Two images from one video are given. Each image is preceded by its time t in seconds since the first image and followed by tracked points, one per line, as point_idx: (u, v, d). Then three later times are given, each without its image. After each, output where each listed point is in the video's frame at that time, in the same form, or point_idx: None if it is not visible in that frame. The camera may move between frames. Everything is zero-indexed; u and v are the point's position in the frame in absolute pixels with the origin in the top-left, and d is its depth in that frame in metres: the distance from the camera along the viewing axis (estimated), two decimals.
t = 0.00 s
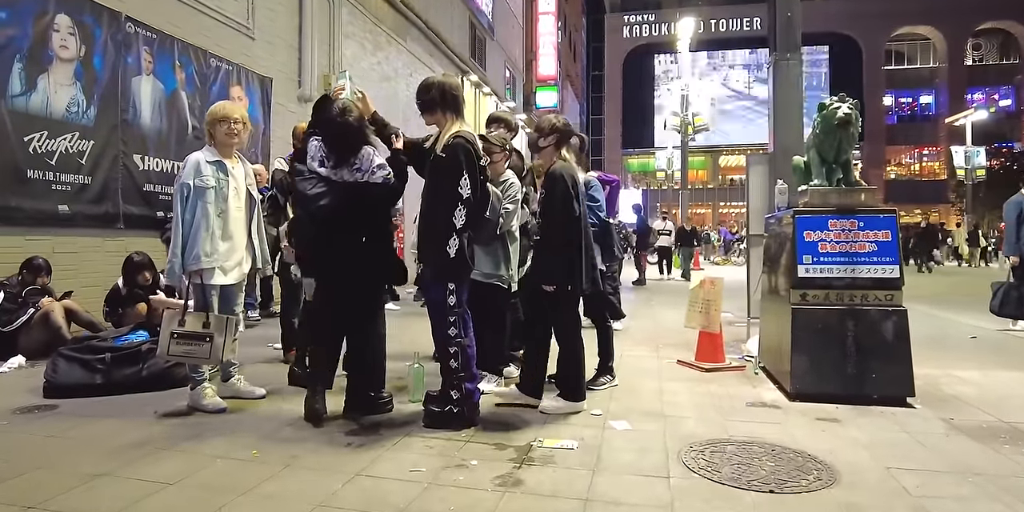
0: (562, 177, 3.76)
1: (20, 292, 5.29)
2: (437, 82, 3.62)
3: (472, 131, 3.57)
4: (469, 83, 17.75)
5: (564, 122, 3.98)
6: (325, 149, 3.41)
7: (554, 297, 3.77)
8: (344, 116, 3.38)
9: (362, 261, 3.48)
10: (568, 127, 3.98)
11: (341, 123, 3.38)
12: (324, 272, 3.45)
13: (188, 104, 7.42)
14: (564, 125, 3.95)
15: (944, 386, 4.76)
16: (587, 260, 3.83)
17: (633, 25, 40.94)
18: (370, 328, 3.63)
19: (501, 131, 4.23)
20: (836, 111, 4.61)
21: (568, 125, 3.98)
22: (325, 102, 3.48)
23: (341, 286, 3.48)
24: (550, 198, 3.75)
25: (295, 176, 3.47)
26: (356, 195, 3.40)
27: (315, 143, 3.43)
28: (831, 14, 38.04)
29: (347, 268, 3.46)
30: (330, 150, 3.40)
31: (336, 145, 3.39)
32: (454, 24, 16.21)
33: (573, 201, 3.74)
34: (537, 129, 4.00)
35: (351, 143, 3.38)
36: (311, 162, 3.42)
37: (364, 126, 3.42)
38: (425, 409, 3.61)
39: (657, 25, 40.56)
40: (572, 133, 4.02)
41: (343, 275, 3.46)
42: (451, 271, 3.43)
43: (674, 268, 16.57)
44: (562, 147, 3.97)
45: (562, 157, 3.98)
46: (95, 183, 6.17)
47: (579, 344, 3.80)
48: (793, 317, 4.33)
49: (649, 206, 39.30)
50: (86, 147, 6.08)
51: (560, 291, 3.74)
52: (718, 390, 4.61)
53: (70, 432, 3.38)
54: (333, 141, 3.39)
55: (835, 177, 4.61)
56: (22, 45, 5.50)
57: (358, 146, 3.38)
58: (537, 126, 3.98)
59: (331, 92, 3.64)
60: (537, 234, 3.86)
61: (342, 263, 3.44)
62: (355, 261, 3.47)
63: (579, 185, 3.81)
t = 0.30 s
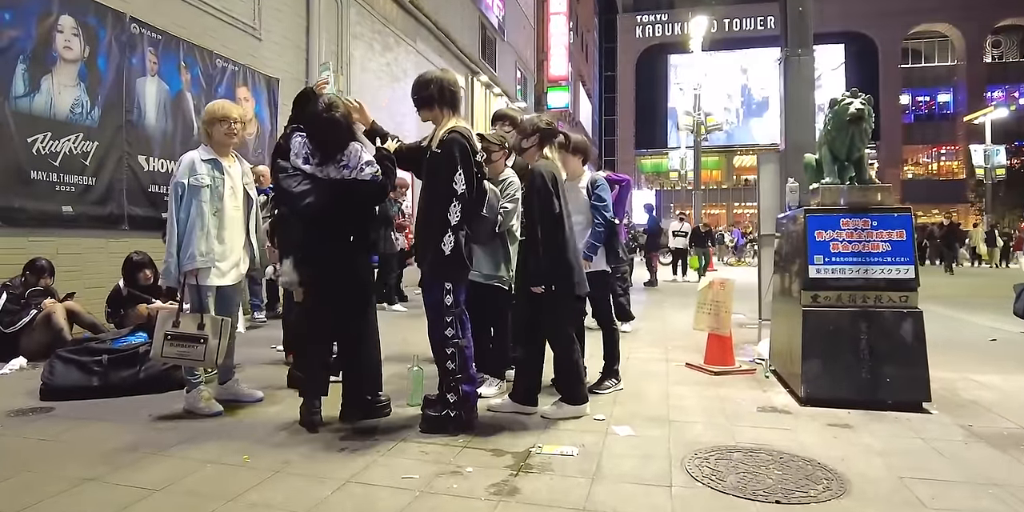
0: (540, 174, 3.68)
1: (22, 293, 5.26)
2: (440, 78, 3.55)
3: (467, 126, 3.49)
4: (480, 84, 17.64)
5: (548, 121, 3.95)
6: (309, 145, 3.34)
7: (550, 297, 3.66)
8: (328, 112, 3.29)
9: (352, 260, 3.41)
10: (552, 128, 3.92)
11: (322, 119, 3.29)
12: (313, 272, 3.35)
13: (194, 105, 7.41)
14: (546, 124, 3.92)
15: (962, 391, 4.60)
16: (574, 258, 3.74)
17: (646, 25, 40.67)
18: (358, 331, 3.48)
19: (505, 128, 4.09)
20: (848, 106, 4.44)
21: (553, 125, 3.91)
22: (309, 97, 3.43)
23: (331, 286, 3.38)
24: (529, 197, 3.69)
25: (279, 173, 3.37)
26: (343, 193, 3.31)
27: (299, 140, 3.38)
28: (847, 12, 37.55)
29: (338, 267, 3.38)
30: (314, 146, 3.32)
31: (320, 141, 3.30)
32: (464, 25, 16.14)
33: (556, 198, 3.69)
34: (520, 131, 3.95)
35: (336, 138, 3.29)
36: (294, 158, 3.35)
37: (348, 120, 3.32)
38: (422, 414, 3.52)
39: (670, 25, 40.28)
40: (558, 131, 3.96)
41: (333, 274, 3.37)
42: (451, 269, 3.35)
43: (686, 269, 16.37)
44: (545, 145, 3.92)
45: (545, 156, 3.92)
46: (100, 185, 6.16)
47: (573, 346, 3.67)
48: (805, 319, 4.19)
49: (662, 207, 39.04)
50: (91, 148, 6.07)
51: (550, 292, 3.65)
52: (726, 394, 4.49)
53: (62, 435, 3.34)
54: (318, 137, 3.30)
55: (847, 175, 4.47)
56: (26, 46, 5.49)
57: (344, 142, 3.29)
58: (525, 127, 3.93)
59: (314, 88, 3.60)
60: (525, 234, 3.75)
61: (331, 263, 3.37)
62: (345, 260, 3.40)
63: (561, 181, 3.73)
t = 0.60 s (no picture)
0: (524, 169, 3.58)
1: (30, 294, 5.27)
2: (443, 76, 3.47)
3: (464, 123, 3.41)
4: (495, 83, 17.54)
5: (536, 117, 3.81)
6: (290, 139, 3.28)
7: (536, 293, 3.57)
8: (311, 105, 3.25)
9: (338, 256, 3.34)
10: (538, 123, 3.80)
11: (304, 112, 3.24)
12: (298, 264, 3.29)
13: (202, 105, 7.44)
14: (533, 118, 3.78)
15: (984, 394, 4.41)
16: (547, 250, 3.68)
17: (665, 22, 40.26)
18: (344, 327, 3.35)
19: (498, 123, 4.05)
20: (861, 99, 4.27)
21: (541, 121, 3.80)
22: (289, 91, 3.33)
23: (316, 280, 3.29)
24: (510, 191, 3.58)
25: (258, 167, 3.30)
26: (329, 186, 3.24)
27: (281, 134, 3.31)
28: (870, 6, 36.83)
29: (322, 260, 3.30)
30: (297, 141, 3.27)
31: (303, 134, 3.26)
32: (478, 23, 16.06)
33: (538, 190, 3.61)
34: (505, 125, 3.79)
35: (319, 131, 3.25)
36: (275, 153, 3.29)
37: (330, 113, 3.28)
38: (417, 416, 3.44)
39: (689, 22, 39.85)
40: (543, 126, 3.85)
41: (316, 267, 3.29)
42: (450, 270, 3.26)
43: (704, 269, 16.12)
44: (530, 140, 3.78)
45: (531, 151, 3.81)
46: (107, 185, 6.21)
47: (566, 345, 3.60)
48: (815, 319, 4.05)
49: (681, 205, 38.66)
50: (98, 148, 6.13)
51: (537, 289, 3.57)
52: (735, 396, 4.35)
53: (55, 436, 3.32)
54: (301, 130, 3.26)
55: (860, 170, 4.32)
56: (33, 48, 5.54)
57: (328, 134, 3.26)
58: (509, 120, 3.79)
59: (293, 78, 3.47)
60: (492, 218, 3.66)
61: (314, 258, 3.29)
62: (328, 253, 3.31)
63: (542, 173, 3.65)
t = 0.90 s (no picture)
0: (533, 166, 3.49)
1: (49, 293, 5.38)
2: (461, 80, 3.46)
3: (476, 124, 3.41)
4: (514, 82, 17.48)
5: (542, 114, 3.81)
6: (293, 135, 3.29)
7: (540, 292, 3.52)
8: (314, 99, 3.25)
9: (338, 251, 3.26)
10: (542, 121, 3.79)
11: (307, 107, 3.24)
12: (296, 256, 3.28)
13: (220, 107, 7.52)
14: (537, 116, 3.77)
15: (1012, 401, 4.25)
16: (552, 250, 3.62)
17: (687, 20, 39.85)
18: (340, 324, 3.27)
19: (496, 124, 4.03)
20: (880, 95, 4.17)
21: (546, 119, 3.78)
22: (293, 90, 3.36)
23: (314, 274, 3.26)
24: (517, 189, 3.50)
25: (260, 162, 3.33)
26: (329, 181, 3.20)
27: (284, 130, 3.33)
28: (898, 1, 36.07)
29: (320, 254, 3.25)
30: (299, 137, 3.27)
31: (305, 130, 3.25)
32: (497, 23, 16.03)
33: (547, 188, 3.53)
34: (509, 125, 3.76)
35: (321, 126, 3.24)
36: (276, 148, 3.31)
37: (332, 109, 3.27)
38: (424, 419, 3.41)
39: (711, 20, 39.41)
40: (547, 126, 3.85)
41: (316, 260, 3.26)
42: (456, 272, 3.23)
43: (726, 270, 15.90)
44: (534, 137, 3.77)
45: (536, 149, 3.78)
46: (125, 186, 6.33)
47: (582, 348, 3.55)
48: (833, 322, 3.94)
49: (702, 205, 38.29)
50: (116, 150, 6.24)
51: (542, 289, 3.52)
52: (750, 400, 4.26)
53: (66, 436, 3.36)
54: (303, 124, 3.25)
55: (881, 168, 4.18)
56: (52, 52, 5.67)
57: (331, 130, 3.25)
58: (513, 119, 3.77)
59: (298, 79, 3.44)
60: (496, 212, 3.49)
61: (313, 251, 3.25)
62: (327, 247, 3.25)
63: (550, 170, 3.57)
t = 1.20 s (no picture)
0: (559, 170, 3.42)
1: (75, 293, 5.49)
2: (480, 86, 3.46)
3: (497, 129, 3.40)
4: (534, 83, 17.45)
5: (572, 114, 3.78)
6: (320, 139, 3.32)
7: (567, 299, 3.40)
8: (342, 102, 3.28)
9: (358, 253, 3.29)
10: (572, 120, 3.74)
11: (335, 107, 3.27)
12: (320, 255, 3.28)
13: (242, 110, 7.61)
14: (563, 115, 3.74)
15: None
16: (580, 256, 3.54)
17: (708, 20, 39.50)
18: (355, 324, 3.30)
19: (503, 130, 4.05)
20: (904, 95, 4.06)
21: (574, 118, 3.73)
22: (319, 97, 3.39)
23: (333, 272, 3.29)
24: (546, 194, 3.40)
25: (285, 165, 3.32)
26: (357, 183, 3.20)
27: (308, 134, 3.36)
28: None
29: (340, 254, 3.28)
30: (325, 139, 3.32)
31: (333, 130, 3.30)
32: (516, 24, 16.02)
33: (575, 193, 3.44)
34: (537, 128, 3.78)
35: (348, 128, 3.29)
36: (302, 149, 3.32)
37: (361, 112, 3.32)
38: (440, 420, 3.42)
39: (733, 20, 39.02)
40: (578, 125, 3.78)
41: (337, 259, 3.28)
42: (470, 273, 3.24)
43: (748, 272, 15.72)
44: (562, 137, 3.71)
45: (564, 150, 3.68)
46: (149, 188, 6.45)
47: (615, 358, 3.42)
48: (856, 327, 3.87)
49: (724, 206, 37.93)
50: (140, 152, 6.37)
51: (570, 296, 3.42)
52: (770, 405, 4.20)
53: (90, 433, 3.42)
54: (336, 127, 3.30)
55: (904, 170, 4.12)
56: (79, 57, 5.82)
57: (356, 134, 3.31)
58: (543, 121, 3.78)
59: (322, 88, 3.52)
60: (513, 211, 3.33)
61: (336, 252, 3.27)
62: (348, 247, 3.28)
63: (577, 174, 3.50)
